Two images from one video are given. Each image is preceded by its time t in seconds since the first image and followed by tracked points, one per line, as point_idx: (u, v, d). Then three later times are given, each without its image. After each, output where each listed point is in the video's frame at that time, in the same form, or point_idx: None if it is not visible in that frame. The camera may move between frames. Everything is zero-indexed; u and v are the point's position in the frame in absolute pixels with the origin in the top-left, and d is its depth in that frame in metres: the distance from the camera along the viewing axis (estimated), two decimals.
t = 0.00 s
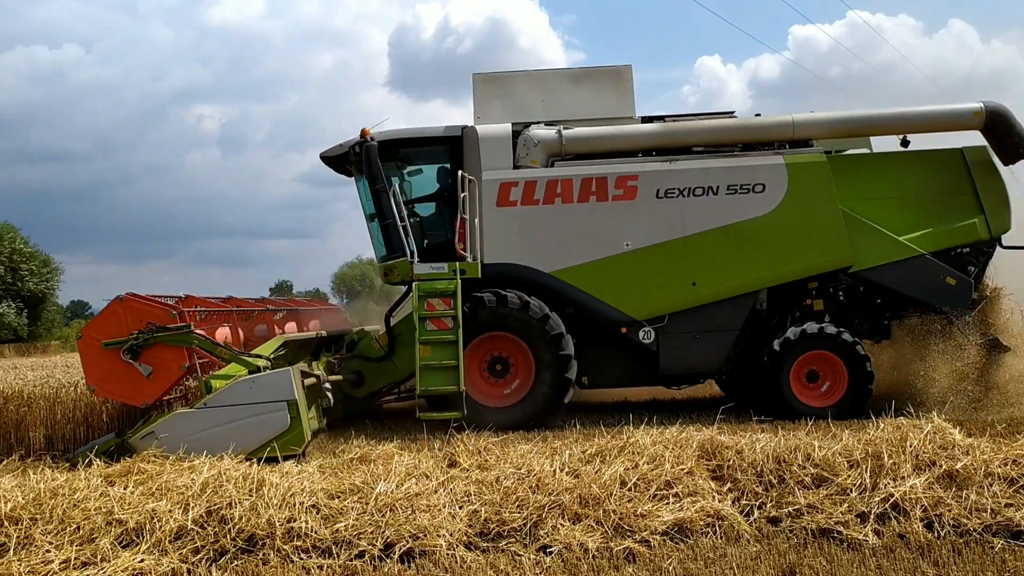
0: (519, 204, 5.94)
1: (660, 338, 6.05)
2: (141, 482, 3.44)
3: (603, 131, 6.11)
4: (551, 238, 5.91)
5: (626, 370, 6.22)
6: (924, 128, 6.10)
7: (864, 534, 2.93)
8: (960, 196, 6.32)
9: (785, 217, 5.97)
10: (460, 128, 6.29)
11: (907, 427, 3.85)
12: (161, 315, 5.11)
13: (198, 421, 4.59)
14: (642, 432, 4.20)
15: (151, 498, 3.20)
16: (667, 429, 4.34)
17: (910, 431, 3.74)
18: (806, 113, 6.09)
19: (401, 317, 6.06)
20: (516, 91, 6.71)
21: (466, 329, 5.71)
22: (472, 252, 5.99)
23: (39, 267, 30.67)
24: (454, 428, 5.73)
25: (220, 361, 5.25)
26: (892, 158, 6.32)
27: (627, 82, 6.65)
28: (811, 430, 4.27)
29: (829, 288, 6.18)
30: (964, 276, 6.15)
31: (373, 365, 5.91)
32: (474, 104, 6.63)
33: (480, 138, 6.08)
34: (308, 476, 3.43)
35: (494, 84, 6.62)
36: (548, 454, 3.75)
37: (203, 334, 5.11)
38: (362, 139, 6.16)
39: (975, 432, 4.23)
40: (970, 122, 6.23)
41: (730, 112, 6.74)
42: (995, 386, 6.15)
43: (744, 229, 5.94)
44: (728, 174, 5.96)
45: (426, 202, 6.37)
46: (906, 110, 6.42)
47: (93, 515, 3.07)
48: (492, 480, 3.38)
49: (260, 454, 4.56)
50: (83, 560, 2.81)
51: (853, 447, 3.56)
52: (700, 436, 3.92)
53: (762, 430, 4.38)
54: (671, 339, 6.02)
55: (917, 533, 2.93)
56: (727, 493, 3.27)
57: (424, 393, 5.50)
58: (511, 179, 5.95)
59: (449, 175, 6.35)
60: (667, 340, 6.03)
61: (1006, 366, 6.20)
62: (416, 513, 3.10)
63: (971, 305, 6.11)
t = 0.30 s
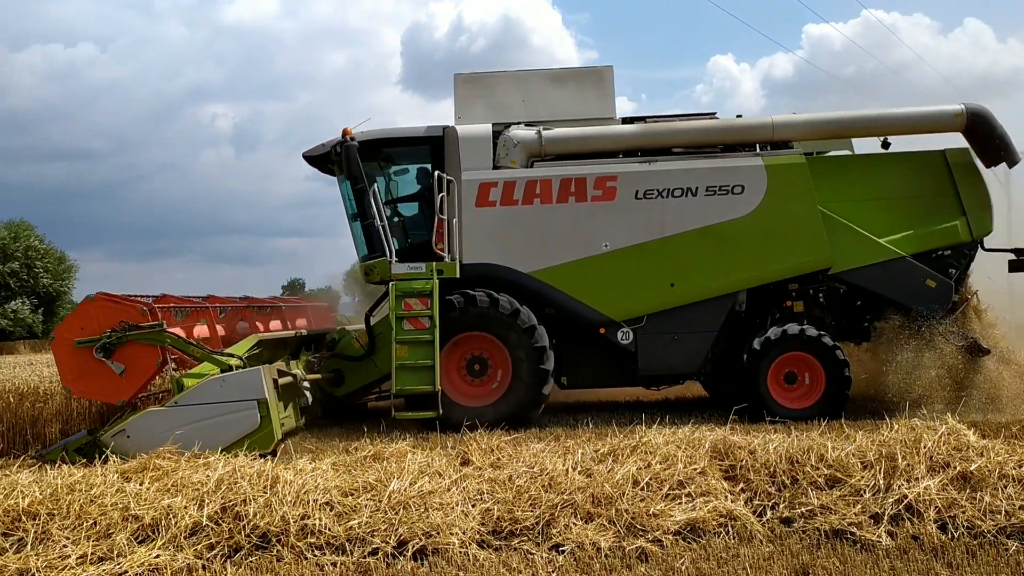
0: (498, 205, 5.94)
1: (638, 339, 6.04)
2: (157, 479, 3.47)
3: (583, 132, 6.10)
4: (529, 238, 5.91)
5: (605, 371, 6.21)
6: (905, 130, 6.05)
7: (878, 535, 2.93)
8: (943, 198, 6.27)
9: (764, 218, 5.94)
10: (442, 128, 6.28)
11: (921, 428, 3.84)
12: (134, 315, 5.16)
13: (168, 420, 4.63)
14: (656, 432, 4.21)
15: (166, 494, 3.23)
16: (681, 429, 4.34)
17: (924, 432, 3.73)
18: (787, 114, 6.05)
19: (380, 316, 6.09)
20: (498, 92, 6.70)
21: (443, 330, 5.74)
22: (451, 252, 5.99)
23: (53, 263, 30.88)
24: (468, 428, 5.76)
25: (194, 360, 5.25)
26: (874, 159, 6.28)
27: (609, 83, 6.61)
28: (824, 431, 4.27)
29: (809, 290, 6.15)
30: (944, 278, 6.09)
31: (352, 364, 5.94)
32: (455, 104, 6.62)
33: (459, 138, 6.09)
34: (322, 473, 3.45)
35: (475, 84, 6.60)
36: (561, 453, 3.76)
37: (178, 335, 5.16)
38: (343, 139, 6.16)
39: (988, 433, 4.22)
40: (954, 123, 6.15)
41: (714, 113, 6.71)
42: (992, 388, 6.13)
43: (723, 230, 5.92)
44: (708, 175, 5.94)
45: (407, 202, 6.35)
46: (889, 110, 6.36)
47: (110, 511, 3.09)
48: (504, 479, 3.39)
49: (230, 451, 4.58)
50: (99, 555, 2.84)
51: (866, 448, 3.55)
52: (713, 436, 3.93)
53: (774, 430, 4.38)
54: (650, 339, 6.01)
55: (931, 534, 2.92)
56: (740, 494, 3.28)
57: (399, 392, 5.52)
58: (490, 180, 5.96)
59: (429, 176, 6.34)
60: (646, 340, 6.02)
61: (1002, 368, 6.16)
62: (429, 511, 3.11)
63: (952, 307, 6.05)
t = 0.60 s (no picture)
0: (472, 205, 5.95)
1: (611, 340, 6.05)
2: (165, 476, 3.48)
3: (556, 133, 6.11)
4: (502, 239, 5.92)
5: (579, 372, 6.22)
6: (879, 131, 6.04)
7: (884, 536, 2.93)
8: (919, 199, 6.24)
9: (738, 219, 5.93)
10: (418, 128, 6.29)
11: (929, 429, 3.83)
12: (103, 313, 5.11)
13: (133, 418, 4.63)
14: (663, 432, 4.22)
15: (174, 492, 3.24)
16: (688, 429, 4.34)
17: (931, 433, 3.72)
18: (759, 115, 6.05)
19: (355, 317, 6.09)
20: (473, 92, 6.71)
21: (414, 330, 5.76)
22: (424, 252, 6.01)
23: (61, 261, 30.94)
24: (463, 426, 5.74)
25: (160, 360, 5.20)
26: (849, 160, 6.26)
27: (583, 84, 6.62)
28: (832, 431, 4.27)
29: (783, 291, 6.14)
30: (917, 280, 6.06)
31: (327, 364, 5.96)
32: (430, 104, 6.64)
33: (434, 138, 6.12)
34: (329, 472, 3.46)
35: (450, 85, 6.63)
36: (567, 452, 3.77)
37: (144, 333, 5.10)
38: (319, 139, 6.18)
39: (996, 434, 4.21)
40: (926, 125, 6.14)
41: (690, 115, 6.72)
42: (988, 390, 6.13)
43: (696, 231, 5.90)
44: (681, 176, 5.93)
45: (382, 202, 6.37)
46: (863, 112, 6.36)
47: (118, 508, 3.10)
48: (511, 478, 3.40)
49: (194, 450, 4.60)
50: (108, 552, 2.86)
51: (873, 449, 3.55)
52: (720, 436, 3.93)
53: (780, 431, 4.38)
54: (624, 340, 6.01)
55: (937, 536, 2.92)
56: (746, 494, 3.28)
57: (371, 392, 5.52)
58: (464, 180, 5.98)
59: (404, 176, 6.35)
60: (619, 341, 6.02)
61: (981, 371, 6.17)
62: (435, 510, 3.12)
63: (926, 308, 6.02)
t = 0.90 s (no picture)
0: (442, 206, 6.01)
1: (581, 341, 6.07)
2: (172, 475, 3.49)
3: (526, 135, 6.14)
4: (471, 240, 5.97)
5: (550, 372, 6.23)
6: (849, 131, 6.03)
7: (889, 536, 2.93)
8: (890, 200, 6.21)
9: (706, 220, 5.95)
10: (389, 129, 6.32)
11: (934, 429, 3.82)
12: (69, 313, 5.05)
13: (94, 418, 4.68)
14: (668, 431, 4.22)
15: (180, 490, 3.25)
16: (693, 428, 4.34)
17: (936, 433, 3.71)
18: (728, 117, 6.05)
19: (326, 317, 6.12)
20: (445, 93, 6.72)
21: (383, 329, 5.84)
22: (395, 253, 6.07)
23: (68, 260, 31.00)
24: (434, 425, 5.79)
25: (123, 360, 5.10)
26: (820, 161, 6.26)
27: (554, 85, 6.62)
28: (838, 431, 4.26)
29: (752, 291, 6.15)
30: (887, 281, 6.02)
31: (299, 364, 6.00)
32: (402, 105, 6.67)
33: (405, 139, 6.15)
34: (335, 470, 3.47)
35: (422, 86, 6.65)
36: (572, 452, 3.77)
37: (108, 334, 4.99)
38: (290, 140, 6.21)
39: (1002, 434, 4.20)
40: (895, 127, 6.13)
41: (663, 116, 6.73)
42: (990, 390, 6.12)
43: (664, 232, 5.93)
44: (649, 177, 5.95)
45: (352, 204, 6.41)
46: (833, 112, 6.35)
47: (125, 506, 3.12)
48: (516, 477, 3.41)
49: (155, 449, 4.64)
50: (114, 551, 2.87)
51: (878, 449, 3.55)
52: (725, 436, 3.92)
53: (786, 431, 4.38)
54: (592, 340, 6.03)
55: (942, 536, 2.92)
56: (751, 494, 3.28)
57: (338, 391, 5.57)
58: (434, 181, 6.04)
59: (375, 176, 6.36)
60: (588, 342, 6.03)
61: (970, 373, 6.16)
62: (440, 509, 3.13)
63: (895, 309, 6.01)
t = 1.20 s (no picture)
0: (416, 207, 6.03)
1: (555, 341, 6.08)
2: (183, 473, 3.51)
3: (500, 135, 6.16)
4: (445, 241, 6.00)
5: (526, 373, 6.24)
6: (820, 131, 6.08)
7: (900, 537, 2.92)
8: (864, 201, 6.23)
9: (679, 220, 5.94)
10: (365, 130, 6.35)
11: (945, 430, 3.80)
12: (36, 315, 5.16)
13: (62, 417, 4.69)
14: (678, 432, 4.22)
15: (192, 489, 3.28)
16: (703, 428, 4.33)
17: (948, 434, 3.69)
18: (702, 118, 6.06)
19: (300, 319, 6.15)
20: (419, 95, 6.74)
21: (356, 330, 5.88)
22: (370, 254, 6.10)
23: (81, 260, 31.19)
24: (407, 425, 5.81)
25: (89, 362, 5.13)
26: (793, 162, 6.28)
27: (529, 87, 6.64)
28: (849, 432, 4.25)
29: (726, 291, 6.18)
30: (860, 281, 6.04)
31: (274, 364, 6.02)
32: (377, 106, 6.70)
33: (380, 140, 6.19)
34: (345, 469, 3.49)
35: (397, 88, 6.68)
36: (582, 451, 3.77)
37: (75, 334, 5.03)
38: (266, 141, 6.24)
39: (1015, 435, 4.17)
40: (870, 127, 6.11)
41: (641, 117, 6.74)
42: (997, 390, 6.08)
43: (638, 233, 5.93)
44: (623, 178, 5.97)
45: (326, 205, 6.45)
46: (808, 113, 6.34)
47: (137, 504, 3.14)
48: (526, 477, 3.41)
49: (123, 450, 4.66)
50: (127, 548, 2.89)
51: (889, 449, 3.54)
52: (735, 436, 3.92)
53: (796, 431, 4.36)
54: (566, 340, 6.04)
55: (954, 537, 2.91)
56: (761, 494, 3.28)
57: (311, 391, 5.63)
58: (408, 182, 6.07)
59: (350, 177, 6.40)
60: (562, 342, 6.05)
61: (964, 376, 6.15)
62: (450, 508, 3.13)
63: (869, 309, 6.02)
